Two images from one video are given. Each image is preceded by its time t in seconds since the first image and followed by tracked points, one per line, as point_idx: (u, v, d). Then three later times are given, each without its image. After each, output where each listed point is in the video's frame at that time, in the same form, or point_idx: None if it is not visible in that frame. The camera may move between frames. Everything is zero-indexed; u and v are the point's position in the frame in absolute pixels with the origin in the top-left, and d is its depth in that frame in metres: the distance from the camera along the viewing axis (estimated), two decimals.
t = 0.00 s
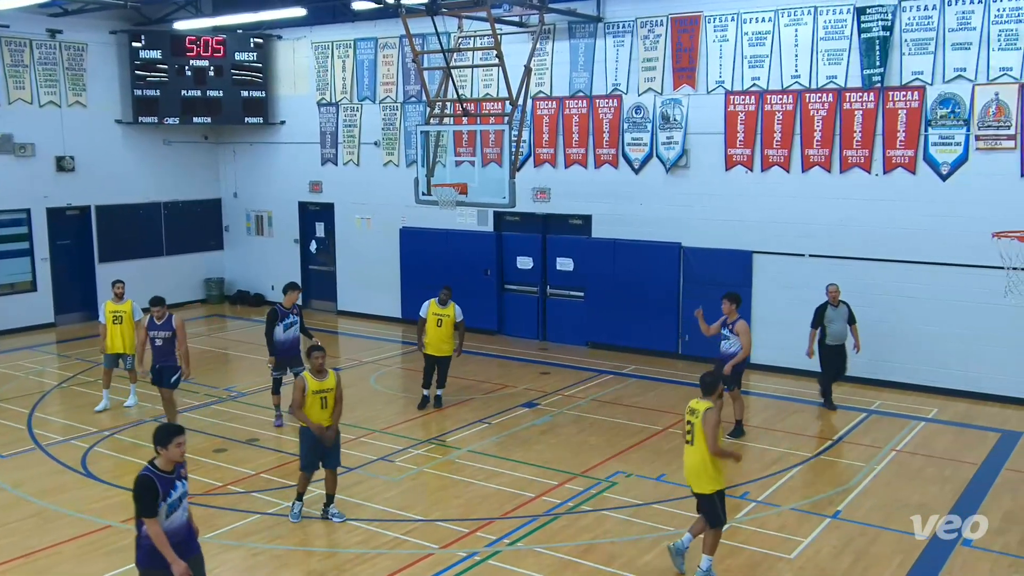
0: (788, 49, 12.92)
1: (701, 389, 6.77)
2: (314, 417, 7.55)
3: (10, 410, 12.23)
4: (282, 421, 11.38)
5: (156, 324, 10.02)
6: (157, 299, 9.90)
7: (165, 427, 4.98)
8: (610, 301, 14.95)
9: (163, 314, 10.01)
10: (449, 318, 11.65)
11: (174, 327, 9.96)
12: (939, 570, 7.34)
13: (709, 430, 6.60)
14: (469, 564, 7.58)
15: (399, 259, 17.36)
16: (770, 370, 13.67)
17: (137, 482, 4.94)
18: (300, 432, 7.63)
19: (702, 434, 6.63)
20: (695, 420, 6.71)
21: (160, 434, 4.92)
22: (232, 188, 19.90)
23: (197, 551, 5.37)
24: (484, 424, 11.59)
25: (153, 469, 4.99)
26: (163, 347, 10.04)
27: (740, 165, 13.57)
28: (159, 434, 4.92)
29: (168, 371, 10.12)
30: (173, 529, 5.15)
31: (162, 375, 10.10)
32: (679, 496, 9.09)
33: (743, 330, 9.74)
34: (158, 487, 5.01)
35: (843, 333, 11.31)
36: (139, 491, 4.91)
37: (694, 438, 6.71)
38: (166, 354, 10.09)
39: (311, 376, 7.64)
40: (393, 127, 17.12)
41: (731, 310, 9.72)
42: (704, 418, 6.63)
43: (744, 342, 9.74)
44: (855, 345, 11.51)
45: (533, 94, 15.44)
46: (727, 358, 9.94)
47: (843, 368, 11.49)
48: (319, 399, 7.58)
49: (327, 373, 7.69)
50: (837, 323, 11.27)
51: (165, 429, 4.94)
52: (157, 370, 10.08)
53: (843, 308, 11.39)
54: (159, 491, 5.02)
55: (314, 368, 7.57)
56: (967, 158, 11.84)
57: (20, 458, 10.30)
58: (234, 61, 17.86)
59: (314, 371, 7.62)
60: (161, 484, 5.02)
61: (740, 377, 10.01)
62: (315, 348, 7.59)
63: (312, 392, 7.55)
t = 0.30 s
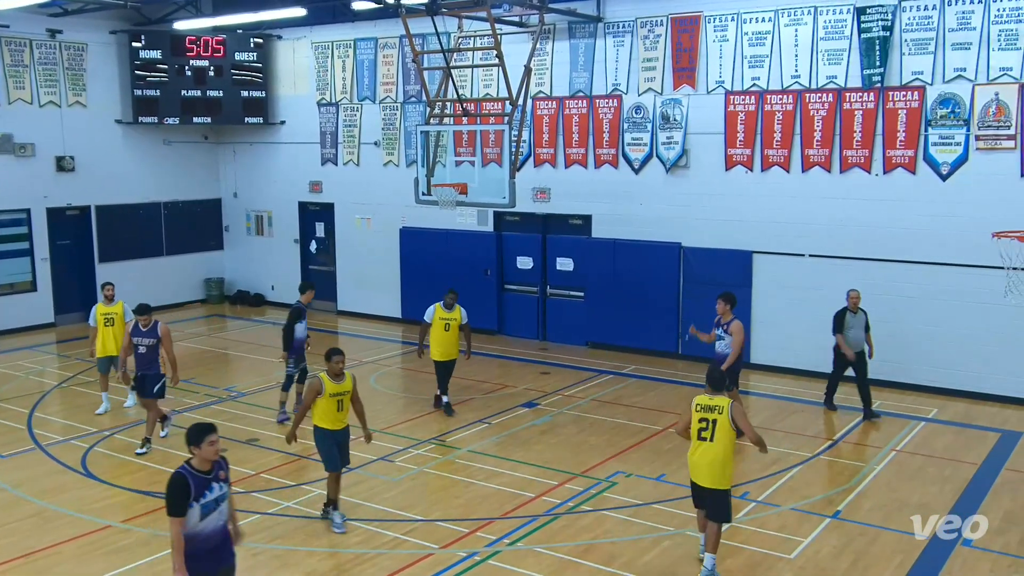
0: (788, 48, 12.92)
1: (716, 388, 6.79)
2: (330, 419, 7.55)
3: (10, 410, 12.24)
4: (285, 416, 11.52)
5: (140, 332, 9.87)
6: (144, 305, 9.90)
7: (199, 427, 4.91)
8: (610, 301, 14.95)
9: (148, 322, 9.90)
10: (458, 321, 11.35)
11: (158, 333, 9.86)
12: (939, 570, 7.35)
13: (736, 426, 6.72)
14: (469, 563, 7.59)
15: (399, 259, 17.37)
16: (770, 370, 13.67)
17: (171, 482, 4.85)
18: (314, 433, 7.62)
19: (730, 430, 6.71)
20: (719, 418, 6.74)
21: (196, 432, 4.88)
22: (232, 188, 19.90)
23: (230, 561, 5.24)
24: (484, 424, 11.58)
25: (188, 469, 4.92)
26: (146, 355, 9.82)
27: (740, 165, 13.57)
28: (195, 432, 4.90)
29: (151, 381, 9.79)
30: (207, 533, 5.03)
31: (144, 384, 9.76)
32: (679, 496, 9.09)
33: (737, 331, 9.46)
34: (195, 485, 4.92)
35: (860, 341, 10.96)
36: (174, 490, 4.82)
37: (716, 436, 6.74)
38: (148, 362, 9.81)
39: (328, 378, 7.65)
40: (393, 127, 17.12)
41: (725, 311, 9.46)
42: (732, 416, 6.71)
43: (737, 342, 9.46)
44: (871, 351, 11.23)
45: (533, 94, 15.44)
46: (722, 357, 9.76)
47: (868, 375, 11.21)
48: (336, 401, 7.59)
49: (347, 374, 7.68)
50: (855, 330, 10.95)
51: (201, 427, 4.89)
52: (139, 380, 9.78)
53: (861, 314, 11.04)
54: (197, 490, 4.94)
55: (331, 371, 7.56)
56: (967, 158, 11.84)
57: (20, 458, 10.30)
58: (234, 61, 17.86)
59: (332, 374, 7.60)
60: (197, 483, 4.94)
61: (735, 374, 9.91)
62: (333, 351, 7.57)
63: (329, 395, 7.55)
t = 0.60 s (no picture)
0: (788, 48, 12.92)
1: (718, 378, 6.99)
2: (346, 427, 7.52)
3: (10, 410, 12.24)
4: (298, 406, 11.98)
5: (123, 333, 9.55)
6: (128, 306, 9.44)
7: (233, 436, 4.83)
8: (610, 301, 14.95)
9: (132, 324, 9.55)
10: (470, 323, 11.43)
11: (139, 334, 9.47)
12: (939, 570, 7.34)
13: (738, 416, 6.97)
14: (469, 563, 7.59)
15: (399, 259, 17.37)
16: (770, 371, 13.67)
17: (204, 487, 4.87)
18: (328, 438, 7.60)
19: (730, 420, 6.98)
20: (722, 407, 6.98)
21: (230, 440, 4.81)
22: (232, 188, 19.89)
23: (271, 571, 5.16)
24: (484, 424, 11.58)
25: (221, 475, 4.89)
26: (129, 358, 9.56)
27: (740, 165, 13.57)
28: (232, 438, 4.82)
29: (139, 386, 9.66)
30: (242, 541, 4.98)
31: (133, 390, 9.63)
32: (680, 496, 9.08)
33: (725, 327, 9.43)
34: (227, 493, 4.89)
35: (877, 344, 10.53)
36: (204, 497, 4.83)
37: (719, 425, 7.00)
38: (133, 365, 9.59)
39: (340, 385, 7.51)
40: (393, 127, 17.12)
41: (710, 311, 9.43)
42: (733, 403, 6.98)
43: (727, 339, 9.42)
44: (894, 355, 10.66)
45: (533, 94, 15.44)
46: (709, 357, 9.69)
47: (882, 380, 10.84)
48: (350, 408, 7.49)
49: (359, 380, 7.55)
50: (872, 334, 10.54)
51: (237, 438, 4.81)
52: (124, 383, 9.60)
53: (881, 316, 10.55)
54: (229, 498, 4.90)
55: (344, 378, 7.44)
56: (967, 158, 11.84)
57: (20, 458, 10.30)
58: (234, 61, 17.85)
59: (345, 382, 7.48)
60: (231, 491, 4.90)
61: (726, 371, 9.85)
62: (345, 360, 7.41)
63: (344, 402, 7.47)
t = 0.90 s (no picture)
0: (788, 48, 12.92)
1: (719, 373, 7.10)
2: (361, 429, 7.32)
3: (10, 410, 12.24)
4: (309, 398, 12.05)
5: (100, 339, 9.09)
6: (108, 312, 8.97)
7: (279, 440, 4.78)
8: (610, 301, 14.95)
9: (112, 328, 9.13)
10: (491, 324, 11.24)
11: (120, 341, 9.09)
12: (939, 570, 7.35)
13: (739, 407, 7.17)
14: (469, 563, 7.58)
15: (399, 259, 17.37)
16: (770, 371, 13.67)
17: (255, 496, 4.75)
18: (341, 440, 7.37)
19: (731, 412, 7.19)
20: (724, 401, 7.13)
21: (279, 444, 4.75)
22: (232, 188, 19.89)
23: None
24: (483, 424, 11.59)
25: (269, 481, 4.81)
26: (107, 364, 9.16)
27: (740, 165, 13.57)
28: (280, 441, 4.77)
29: (116, 394, 9.31)
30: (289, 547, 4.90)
31: (110, 398, 9.28)
32: (680, 496, 9.08)
33: (725, 328, 9.42)
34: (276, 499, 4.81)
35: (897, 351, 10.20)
36: (258, 505, 4.73)
37: (721, 418, 7.17)
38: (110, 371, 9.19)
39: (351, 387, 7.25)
40: (393, 127, 17.12)
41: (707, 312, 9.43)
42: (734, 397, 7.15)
43: (726, 338, 9.39)
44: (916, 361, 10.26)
45: (533, 94, 15.44)
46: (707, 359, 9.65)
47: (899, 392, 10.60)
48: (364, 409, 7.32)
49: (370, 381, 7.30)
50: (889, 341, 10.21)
51: (282, 441, 4.76)
52: (101, 391, 9.22)
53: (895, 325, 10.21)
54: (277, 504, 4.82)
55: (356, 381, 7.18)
56: (967, 158, 11.84)
57: (20, 458, 10.30)
58: (234, 61, 17.86)
59: (357, 385, 7.21)
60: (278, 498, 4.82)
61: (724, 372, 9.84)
62: (360, 362, 7.13)
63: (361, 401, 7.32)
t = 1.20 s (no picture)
0: (788, 48, 12.92)
1: (712, 360, 7.73)
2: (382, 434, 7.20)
3: (10, 410, 12.24)
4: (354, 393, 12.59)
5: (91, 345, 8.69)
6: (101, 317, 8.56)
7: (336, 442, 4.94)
8: (610, 301, 14.95)
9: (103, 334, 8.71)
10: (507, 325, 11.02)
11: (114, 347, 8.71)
12: (938, 570, 7.34)
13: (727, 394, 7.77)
14: (469, 564, 7.59)
15: (399, 259, 17.37)
16: (770, 371, 13.67)
17: (322, 494, 4.68)
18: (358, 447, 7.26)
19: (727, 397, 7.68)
20: (721, 386, 7.63)
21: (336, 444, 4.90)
22: (232, 187, 19.89)
23: None
24: (483, 424, 11.58)
25: (326, 480, 4.78)
26: (97, 371, 8.76)
27: (741, 165, 13.57)
28: (337, 443, 4.93)
29: (103, 401, 8.90)
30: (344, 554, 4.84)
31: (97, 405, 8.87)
32: (680, 497, 9.08)
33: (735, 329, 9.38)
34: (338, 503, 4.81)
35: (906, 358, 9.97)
36: (335, 500, 4.68)
37: (719, 403, 7.63)
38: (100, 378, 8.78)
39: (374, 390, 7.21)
40: (393, 127, 17.12)
41: (718, 313, 9.40)
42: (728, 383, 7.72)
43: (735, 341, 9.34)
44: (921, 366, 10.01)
45: (533, 94, 15.44)
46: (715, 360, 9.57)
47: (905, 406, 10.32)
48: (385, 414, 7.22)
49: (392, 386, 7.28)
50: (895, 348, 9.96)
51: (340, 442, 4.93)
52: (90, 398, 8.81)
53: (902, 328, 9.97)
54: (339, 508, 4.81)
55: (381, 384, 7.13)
56: (967, 158, 11.84)
57: (20, 458, 10.29)
58: (234, 61, 17.86)
59: (380, 388, 7.17)
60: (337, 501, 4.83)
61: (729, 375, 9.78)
62: (385, 364, 7.13)
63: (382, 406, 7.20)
